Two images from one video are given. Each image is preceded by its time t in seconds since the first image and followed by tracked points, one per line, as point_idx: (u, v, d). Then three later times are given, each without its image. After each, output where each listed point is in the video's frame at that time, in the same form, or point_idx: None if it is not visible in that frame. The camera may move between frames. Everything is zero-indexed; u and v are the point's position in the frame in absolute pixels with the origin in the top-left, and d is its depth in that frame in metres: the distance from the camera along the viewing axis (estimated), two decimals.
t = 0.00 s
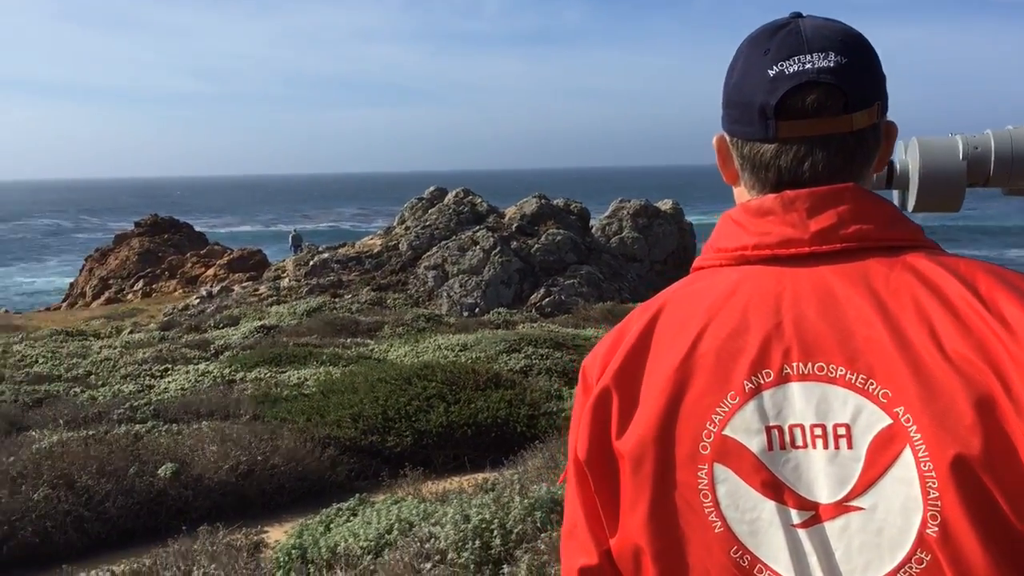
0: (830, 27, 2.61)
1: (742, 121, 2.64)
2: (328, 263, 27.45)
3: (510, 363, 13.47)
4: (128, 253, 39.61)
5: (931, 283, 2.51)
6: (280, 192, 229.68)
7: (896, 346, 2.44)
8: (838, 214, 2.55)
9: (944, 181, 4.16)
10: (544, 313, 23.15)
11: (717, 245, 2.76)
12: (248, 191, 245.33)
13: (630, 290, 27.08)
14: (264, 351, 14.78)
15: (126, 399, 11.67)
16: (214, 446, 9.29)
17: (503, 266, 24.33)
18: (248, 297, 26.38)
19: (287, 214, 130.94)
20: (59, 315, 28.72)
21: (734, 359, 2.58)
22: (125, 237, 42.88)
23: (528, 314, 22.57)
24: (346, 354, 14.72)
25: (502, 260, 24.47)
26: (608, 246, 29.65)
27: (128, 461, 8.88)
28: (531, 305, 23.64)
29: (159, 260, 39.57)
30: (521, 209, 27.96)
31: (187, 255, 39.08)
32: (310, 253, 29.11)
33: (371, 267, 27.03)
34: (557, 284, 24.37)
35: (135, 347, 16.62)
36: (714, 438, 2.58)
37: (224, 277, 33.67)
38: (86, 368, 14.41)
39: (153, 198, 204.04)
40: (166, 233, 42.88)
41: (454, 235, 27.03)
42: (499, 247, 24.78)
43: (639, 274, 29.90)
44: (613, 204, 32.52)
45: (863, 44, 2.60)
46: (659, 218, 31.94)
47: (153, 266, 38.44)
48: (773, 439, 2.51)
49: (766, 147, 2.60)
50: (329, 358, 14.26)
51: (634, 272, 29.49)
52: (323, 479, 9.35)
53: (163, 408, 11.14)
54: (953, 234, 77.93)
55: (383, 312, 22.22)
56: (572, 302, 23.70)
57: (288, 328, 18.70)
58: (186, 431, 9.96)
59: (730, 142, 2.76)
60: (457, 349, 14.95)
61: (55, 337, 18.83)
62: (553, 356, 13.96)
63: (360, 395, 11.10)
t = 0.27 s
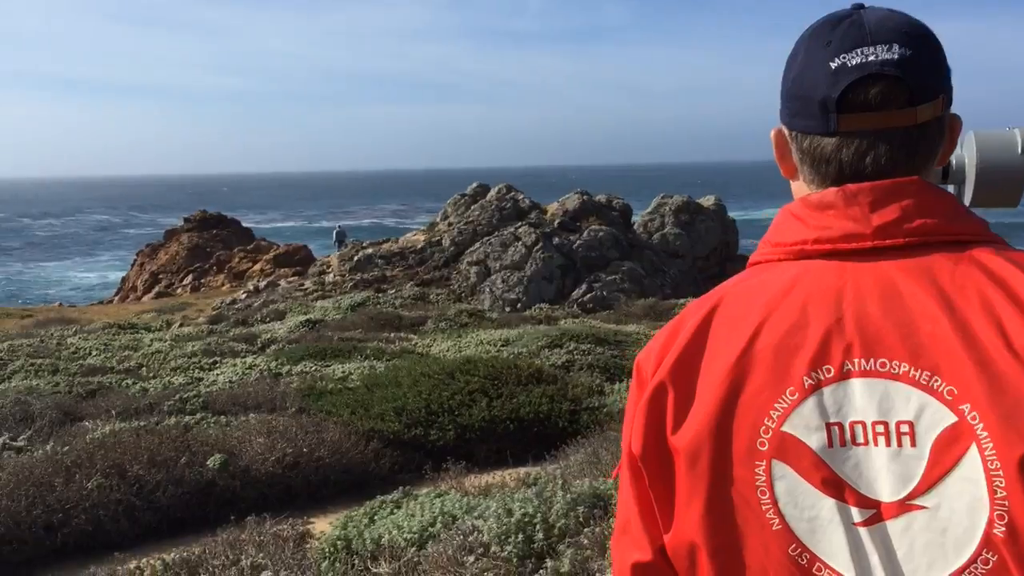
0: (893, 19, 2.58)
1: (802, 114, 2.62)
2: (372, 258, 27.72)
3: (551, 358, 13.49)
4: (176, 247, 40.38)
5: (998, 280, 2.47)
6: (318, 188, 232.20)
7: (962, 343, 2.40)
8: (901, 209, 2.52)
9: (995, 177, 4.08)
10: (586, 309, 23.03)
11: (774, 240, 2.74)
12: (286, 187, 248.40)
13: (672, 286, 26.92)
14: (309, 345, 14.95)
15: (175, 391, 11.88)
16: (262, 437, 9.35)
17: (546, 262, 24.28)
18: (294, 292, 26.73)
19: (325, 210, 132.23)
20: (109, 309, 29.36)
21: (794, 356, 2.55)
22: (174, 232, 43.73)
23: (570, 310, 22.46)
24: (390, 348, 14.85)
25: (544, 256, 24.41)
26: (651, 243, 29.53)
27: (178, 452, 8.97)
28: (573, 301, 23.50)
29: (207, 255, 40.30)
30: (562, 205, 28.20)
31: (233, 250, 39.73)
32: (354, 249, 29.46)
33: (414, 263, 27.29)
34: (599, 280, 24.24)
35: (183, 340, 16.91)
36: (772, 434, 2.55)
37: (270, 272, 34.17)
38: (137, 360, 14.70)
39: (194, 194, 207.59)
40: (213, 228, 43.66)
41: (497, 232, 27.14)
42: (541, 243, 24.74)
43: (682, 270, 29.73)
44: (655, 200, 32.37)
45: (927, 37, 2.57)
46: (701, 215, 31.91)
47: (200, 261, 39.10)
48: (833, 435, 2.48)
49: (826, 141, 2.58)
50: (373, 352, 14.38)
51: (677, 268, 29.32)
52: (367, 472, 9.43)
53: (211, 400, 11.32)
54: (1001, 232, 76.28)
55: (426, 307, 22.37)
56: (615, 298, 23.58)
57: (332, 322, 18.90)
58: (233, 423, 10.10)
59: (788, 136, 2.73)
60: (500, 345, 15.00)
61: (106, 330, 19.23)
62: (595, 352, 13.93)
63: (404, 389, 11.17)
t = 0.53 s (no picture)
0: (953, 11, 2.52)
1: (859, 108, 2.56)
2: (407, 252, 27.72)
3: (587, 355, 13.44)
4: (214, 242, 40.90)
5: None
6: (348, 184, 233.84)
7: None
8: (960, 205, 2.47)
9: None
10: (622, 306, 23.04)
11: (828, 235, 2.69)
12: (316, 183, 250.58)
13: (709, 283, 26.69)
14: (345, 340, 15.05)
15: (213, 384, 12.03)
16: (299, 431, 9.39)
17: (581, 258, 24.22)
18: (330, 286, 26.93)
19: (356, 206, 133.04)
20: (149, 302, 29.81)
21: (849, 354, 2.50)
22: (212, 227, 44.29)
23: (605, 306, 22.43)
24: (425, 344, 14.89)
25: (580, 252, 24.36)
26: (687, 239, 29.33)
27: (216, 445, 9.04)
28: (608, 297, 23.53)
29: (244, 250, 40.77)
30: (599, 202, 28.18)
31: (270, 245, 40.14)
32: (389, 244, 29.63)
33: (449, 258, 27.39)
34: (634, 277, 24.18)
35: (221, 334, 17.11)
36: (826, 434, 2.50)
37: (306, 267, 34.45)
38: (177, 353, 14.91)
39: (227, 189, 210.22)
40: (251, 224, 44.14)
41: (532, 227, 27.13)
42: (576, 239, 24.64)
43: (719, 267, 29.47)
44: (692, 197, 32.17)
45: (988, 29, 2.51)
46: (739, 211, 31.61)
47: (237, 256, 39.54)
48: (889, 436, 2.41)
49: (884, 134, 2.52)
50: (409, 347, 14.44)
51: (713, 265, 29.09)
52: (402, 467, 9.46)
53: (248, 393, 11.42)
54: None
55: (460, 302, 22.41)
56: (651, 295, 23.56)
57: (368, 317, 19.01)
58: (270, 416, 10.19)
59: (842, 130, 2.68)
60: (535, 341, 14.98)
61: (146, 323, 19.51)
62: (631, 349, 13.84)
63: (439, 384, 11.18)
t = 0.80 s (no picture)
0: (1001, 4, 2.46)
1: (901, 104, 2.53)
2: (436, 250, 28.15)
3: (615, 352, 13.41)
4: (245, 238, 41.28)
5: None
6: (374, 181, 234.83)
7: None
8: (1006, 202, 2.41)
9: None
10: (649, 304, 22.81)
11: (869, 233, 2.66)
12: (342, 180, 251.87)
13: (738, 281, 26.46)
14: (374, 336, 15.13)
15: (243, 379, 12.14)
16: (327, 427, 9.45)
17: (610, 255, 24.00)
18: (359, 282, 27.12)
19: (383, 203, 133.63)
20: (180, 297, 30.18)
21: (889, 353, 2.46)
22: (243, 223, 44.70)
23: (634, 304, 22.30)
24: (453, 340, 14.93)
25: (609, 249, 24.11)
26: (716, 237, 29.17)
27: (245, 439, 9.12)
28: (637, 295, 23.32)
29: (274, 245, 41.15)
30: (628, 199, 28.13)
31: (300, 241, 40.44)
32: (418, 241, 29.76)
33: (477, 255, 27.46)
34: (663, 274, 23.92)
35: (251, 329, 17.27)
36: (865, 434, 2.47)
37: (336, 263, 34.69)
38: (207, 347, 15.07)
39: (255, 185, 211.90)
40: (281, 220, 44.54)
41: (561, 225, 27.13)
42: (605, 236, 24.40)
43: (748, 265, 29.25)
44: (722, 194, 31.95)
45: None
46: (769, 209, 31.25)
47: (268, 252, 39.88)
48: (930, 437, 2.38)
49: (927, 130, 2.48)
50: (436, 343, 14.48)
51: (742, 263, 28.87)
52: (429, 463, 9.47)
53: (277, 388, 11.52)
54: None
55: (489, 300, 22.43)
56: (679, 293, 23.26)
57: (396, 313, 19.10)
58: (299, 411, 10.26)
59: (884, 125, 2.65)
60: (563, 338, 14.96)
61: (177, 317, 19.73)
62: (659, 347, 13.77)
63: (466, 380, 11.20)
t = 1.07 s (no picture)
0: None
1: (939, 103, 2.50)
2: (465, 247, 28.26)
3: (643, 351, 13.37)
4: (275, 234, 41.66)
5: None
6: (401, 178, 235.84)
7: None
8: None
9: None
10: (677, 303, 22.63)
11: (905, 233, 2.63)
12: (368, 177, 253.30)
13: (767, 281, 26.22)
14: (401, 333, 15.20)
15: (272, 375, 12.26)
16: (355, 423, 9.50)
17: (638, 254, 23.92)
18: (387, 279, 27.26)
19: (410, 200, 134.16)
20: (211, 293, 30.54)
21: (924, 354, 2.43)
22: (273, 219, 45.09)
23: (662, 303, 22.15)
24: (480, 338, 14.95)
25: (637, 248, 24.06)
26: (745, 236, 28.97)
27: (274, 434, 9.18)
28: (665, 293, 23.16)
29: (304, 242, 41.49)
30: (657, 197, 28.00)
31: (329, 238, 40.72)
32: (446, 238, 29.85)
33: (506, 253, 27.50)
34: (691, 273, 23.70)
35: (281, 325, 17.43)
36: (898, 436, 2.43)
37: (364, 260, 34.89)
38: (237, 343, 15.24)
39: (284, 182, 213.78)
40: (310, 217, 44.89)
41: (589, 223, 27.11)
42: (633, 235, 24.34)
43: (778, 264, 28.99)
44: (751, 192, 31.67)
45: None
46: (800, 208, 30.92)
47: (297, 249, 40.20)
48: (965, 439, 2.34)
49: (965, 129, 2.45)
50: (464, 341, 14.51)
51: (772, 262, 28.62)
52: (456, 460, 9.49)
53: (306, 384, 11.63)
54: None
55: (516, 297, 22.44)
56: (708, 292, 23.07)
57: (424, 311, 19.20)
58: (327, 407, 10.34)
59: (922, 123, 2.62)
60: (590, 337, 14.93)
61: (207, 313, 19.94)
62: (687, 346, 13.70)
63: (494, 378, 11.22)
